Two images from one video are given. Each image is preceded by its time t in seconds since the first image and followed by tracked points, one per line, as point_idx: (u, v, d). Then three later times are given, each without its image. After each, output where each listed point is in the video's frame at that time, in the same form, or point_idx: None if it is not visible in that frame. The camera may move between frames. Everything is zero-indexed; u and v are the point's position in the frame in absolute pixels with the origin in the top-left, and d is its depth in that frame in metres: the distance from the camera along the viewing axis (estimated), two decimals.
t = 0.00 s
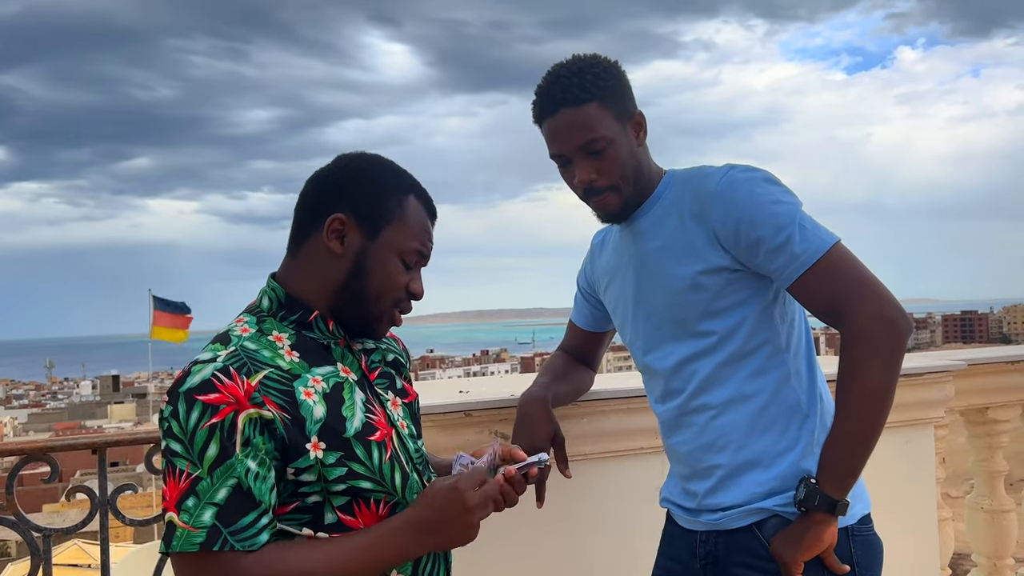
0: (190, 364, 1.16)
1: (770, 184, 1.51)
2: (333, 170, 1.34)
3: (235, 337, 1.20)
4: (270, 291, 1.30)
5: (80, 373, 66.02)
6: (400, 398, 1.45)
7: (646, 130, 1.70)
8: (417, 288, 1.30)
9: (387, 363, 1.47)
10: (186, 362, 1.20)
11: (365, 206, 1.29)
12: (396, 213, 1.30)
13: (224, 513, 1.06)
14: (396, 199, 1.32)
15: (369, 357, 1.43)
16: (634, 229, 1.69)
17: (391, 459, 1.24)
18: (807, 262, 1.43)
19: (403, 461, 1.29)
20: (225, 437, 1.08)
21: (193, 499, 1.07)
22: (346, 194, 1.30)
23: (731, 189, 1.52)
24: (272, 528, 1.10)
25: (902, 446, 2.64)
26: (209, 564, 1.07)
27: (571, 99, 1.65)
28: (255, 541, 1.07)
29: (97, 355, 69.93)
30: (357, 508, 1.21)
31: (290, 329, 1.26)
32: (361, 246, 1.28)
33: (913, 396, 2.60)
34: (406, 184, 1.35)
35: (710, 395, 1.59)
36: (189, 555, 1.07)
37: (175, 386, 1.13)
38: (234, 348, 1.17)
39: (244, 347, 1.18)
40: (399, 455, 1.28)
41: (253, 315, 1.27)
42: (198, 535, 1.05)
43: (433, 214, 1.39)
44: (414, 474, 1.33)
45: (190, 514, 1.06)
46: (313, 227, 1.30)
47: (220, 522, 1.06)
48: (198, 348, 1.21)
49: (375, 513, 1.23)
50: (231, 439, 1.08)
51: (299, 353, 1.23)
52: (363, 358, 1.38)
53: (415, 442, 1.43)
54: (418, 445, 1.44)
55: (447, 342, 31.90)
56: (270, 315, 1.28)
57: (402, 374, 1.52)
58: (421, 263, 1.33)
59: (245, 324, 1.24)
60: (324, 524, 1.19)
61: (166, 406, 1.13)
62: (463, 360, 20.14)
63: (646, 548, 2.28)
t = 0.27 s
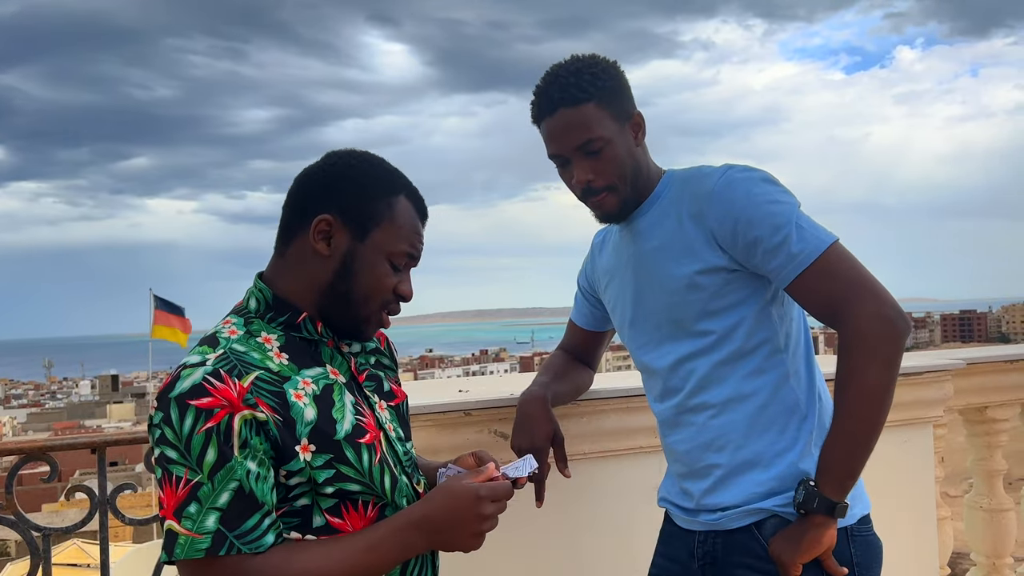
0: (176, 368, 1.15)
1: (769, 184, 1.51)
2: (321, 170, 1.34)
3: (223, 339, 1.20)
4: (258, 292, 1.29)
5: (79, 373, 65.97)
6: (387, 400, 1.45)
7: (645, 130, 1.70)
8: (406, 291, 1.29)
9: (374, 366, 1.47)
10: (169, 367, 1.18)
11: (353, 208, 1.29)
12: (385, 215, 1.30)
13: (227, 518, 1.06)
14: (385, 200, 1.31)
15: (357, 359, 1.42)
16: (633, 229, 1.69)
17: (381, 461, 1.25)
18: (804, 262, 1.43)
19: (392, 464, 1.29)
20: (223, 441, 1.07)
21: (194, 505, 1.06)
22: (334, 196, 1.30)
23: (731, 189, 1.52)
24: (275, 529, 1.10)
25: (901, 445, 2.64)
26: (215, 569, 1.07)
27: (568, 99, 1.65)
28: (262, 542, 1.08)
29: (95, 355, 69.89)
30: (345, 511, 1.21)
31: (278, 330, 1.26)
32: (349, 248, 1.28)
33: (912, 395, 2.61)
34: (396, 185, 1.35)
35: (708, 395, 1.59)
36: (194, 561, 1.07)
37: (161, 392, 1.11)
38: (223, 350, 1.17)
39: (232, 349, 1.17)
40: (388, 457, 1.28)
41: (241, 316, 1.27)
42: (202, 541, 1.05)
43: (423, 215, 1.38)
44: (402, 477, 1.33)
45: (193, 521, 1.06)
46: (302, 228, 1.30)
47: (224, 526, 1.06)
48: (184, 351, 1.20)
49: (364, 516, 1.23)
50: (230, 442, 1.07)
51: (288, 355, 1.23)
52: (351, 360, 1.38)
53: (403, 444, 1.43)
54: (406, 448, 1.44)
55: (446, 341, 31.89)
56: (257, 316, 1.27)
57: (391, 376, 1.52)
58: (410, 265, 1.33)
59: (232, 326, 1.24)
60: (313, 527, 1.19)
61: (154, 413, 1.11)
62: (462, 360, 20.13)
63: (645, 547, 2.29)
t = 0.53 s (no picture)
0: (164, 366, 1.16)
1: (762, 182, 1.51)
2: (312, 169, 1.34)
3: (210, 339, 1.20)
4: (247, 294, 1.30)
5: (78, 372, 65.94)
6: (378, 404, 1.45)
7: (638, 130, 1.70)
8: (399, 291, 1.30)
9: (364, 368, 1.47)
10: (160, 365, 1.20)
11: (345, 207, 1.29)
12: (377, 214, 1.30)
13: (196, 522, 1.06)
14: (377, 200, 1.31)
15: (348, 361, 1.43)
16: (625, 227, 1.69)
17: (368, 467, 1.24)
18: (799, 261, 1.43)
19: (381, 469, 1.29)
20: (200, 444, 1.08)
21: (164, 508, 1.07)
22: (325, 195, 1.30)
23: (725, 187, 1.52)
24: (245, 537, 1.10)
25: (900, 444, 2.64)
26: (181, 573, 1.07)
27: (561, 98, 1.65)
28: (229, 550, 1.07)
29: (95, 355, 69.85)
30: (332, 516, 1.21)
31: (267, 331, 1.26)
32: (341, 248, 1.28)
33: (910, 393, 2.61)
34: (388, 185, 1.35)
35: (702, 394, 1.59)
36: (162, 564, 1.07)
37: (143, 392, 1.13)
38: (210, 351, 1.17)
39: (219, 349, 1.18)
40: (377, 462, 1.28)
41: (230, 316, 1.28)
42: (168, 545, 1.06)
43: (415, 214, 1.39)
44: (393, 482, 1.33)
45: (161, 523, 1.06)
46: (293, 227, 1.30)
47: (192, 532, 1.06)
48: (172, 350, 1.21)
49: (350, 522, 1.23)
50: (206, 445, 1.08)
51: (275, 356, 1.23)
52: (342, 362, 1.39)
53: (395, 449, 1.43)
54: (398, 453, 1.44)
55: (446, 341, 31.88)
56: (246, 317, 1.28)
57: (381, 379, 1.52)
58: (403, 264, 1.33)
59: (220, 327, 1.25)
60: (296, 533, 1.19)
61: (134, 411, 1.12)
62: (462, 360, 20.12)
63: (643, 545, 2.29)
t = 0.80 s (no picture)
0: (160, 372, 1.16)
1: (753, 182, 1.51)
2: (305, 170, 1.34)
3: (207, 343, 1.21)
4: (244, 295, 1.30)
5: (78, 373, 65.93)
6: (380, 403, 1.46)
7: (630, 129, 1.70)
8: (393, 292, 1.30)
9: (365, 369, 1.47)
10: (157, 370, 1.20)
11: (335, 208, 1.29)
12: (370, 215, 1.30)
13: (209, 520, 1.07)
14: (370, 201, 1.31)
15: (347, 363, 1.43)
16: (617, 227, 1.69)
17: (369, 464, 1.25)
18: (789, 261, 1.44)
19: (382, 467, 1.29)
20: (204, 443, 1.08)
21: (176, 508, 1.07)
22: (316, 196, 1.30)
23: (716, 187, 1.53)
24: (259, 532, 1.11)
25: (898, 443, 2.65)
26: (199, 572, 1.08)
27: (554, 98, 1.65)
28: (245, 545, 1.08)
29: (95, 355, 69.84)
30: (334, 514, 1.22)
31: (263, 334, 1.27)
32: (333, 250, 1.28)
33: (908, 392, 2.62)
34: (383, 185, 1.35)
35: (694, 394, 1.60)
36: (176, 564, 1.07)
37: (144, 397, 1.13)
38: (206, 354, 1.18)
39: (215, 352, 1.18)
40: (378, 460, 1.29)
41: (228, 320, 1.28)
42: (184, 544, 1.06)
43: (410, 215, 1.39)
44: (394, 480, 1.34)
45: (174, 524, 1.06)
46: (288, 228, 1.31)
47: (207, 529, 1.07)
48: (170, 354, 1.21)
49: (353, 519, 1.24)
50: (211, 444, 1.08)
51: (272, 358, 1.24)
52: (340, 362, 1.39)
53: (396, 448, 1.43)
54: (399, 452, 1.44)
55: (446, 341, 31.88)
56: (243, 320, 1.28)
57: (383, 379, 1.52)
58: (396, 266, 1.33)
59: (217, 330, 1.25)
60: (300, 531, 1.19)
61: (137, 417, 1.12)
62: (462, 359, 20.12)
63: (640, 543, 2.29)
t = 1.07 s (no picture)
0: (173, 369, 1.18)
1: (747, 182, 1.52)
2: (316, 172, 1.35)
3: (219, 341, 1.21)
4: (255, 296, 1.31)
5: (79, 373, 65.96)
6: (389, 400, 1.47)
7: (623, 130, 1.71)
8: (403, 293, 1.31)
9: (375, 367, 1.49)
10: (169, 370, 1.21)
11: (347, 210, 1.30)
12: (381, 216, 1.31)
13: (214, 516, 1.08)
14: (381, 202, 1.32)
15: (357, 360, 1.44)
16: (612, 228, 1.70)
17: (381, 460, 1.26)
18: (783, 262, 1.45)
19: (393, 463, 1.30)
20: (213, 440, 1.09)
21: (182, 504, 1.08)
22: (328, 198, 1.31)
23: (709, 188, 1.53)
24: (262, 529, 1.12)
25: (897, 442, 2.66)
26: (203, 567, 1.08)
27: (546, 100, 1.66)
28: (247, 542, 1.09)
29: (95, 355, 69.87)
30: (348, 510, 1.22)
31: (274, 332, 1.27)
32: (346, 251, 1.29)
33: (907, 392, 2.63)
34: (391, 187, 1.36)
35: (689, 394, 1.61)
36: (182, 559, 1.08)
37: (157, 394, 1.14)
38: (218, 352, 1.18)
39: (227, 350, 1.19)
40: (389, 456, 1.30)
41: (238, 319, 1.28)
42: (188, 540, 1.07)
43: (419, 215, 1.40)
44: (405, 475, 1.35)
45: (179, 519, 1.07)
46: (299, 230, 1.31)
47: (211, 525, 1.08)
48: (182, 353, 1.21)
49: (366, 515, 1.24)
50: (219, 441, 1.09)
51: (284, 356, 1.24)
52: (350, 360, 1.39)
53: (406, 444, 1.44)
54: (409, 448, 1.45)
55: (446, 341, 31.89)
56: (254, 319, 1.28)
57: (391, 377, 1.53)
58: (407, 266, 1.34)
59: (229, 329, 1.26)
60: (314, 527, 1.20)
61: (149, 413, 1.14)
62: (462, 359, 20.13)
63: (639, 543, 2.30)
